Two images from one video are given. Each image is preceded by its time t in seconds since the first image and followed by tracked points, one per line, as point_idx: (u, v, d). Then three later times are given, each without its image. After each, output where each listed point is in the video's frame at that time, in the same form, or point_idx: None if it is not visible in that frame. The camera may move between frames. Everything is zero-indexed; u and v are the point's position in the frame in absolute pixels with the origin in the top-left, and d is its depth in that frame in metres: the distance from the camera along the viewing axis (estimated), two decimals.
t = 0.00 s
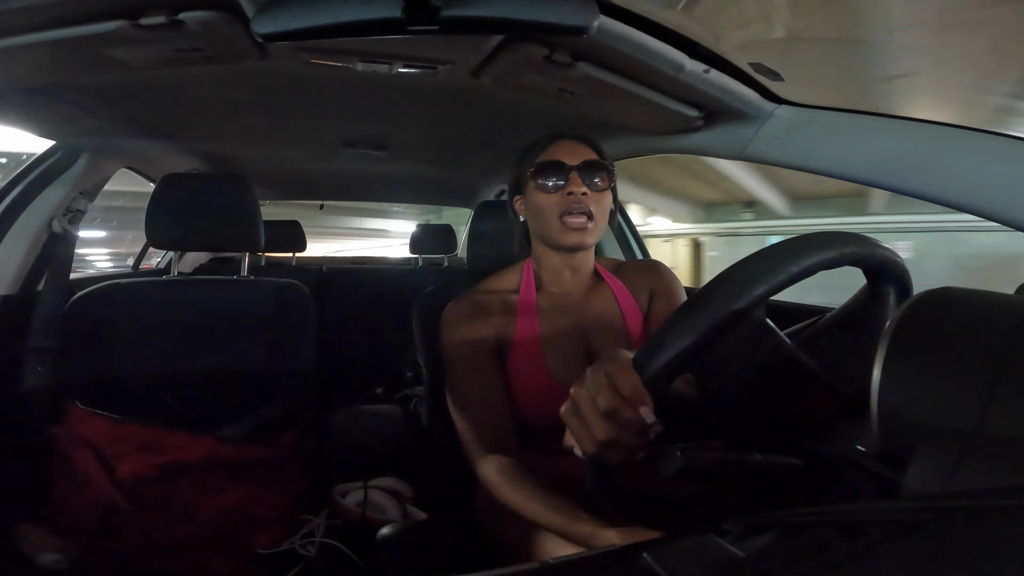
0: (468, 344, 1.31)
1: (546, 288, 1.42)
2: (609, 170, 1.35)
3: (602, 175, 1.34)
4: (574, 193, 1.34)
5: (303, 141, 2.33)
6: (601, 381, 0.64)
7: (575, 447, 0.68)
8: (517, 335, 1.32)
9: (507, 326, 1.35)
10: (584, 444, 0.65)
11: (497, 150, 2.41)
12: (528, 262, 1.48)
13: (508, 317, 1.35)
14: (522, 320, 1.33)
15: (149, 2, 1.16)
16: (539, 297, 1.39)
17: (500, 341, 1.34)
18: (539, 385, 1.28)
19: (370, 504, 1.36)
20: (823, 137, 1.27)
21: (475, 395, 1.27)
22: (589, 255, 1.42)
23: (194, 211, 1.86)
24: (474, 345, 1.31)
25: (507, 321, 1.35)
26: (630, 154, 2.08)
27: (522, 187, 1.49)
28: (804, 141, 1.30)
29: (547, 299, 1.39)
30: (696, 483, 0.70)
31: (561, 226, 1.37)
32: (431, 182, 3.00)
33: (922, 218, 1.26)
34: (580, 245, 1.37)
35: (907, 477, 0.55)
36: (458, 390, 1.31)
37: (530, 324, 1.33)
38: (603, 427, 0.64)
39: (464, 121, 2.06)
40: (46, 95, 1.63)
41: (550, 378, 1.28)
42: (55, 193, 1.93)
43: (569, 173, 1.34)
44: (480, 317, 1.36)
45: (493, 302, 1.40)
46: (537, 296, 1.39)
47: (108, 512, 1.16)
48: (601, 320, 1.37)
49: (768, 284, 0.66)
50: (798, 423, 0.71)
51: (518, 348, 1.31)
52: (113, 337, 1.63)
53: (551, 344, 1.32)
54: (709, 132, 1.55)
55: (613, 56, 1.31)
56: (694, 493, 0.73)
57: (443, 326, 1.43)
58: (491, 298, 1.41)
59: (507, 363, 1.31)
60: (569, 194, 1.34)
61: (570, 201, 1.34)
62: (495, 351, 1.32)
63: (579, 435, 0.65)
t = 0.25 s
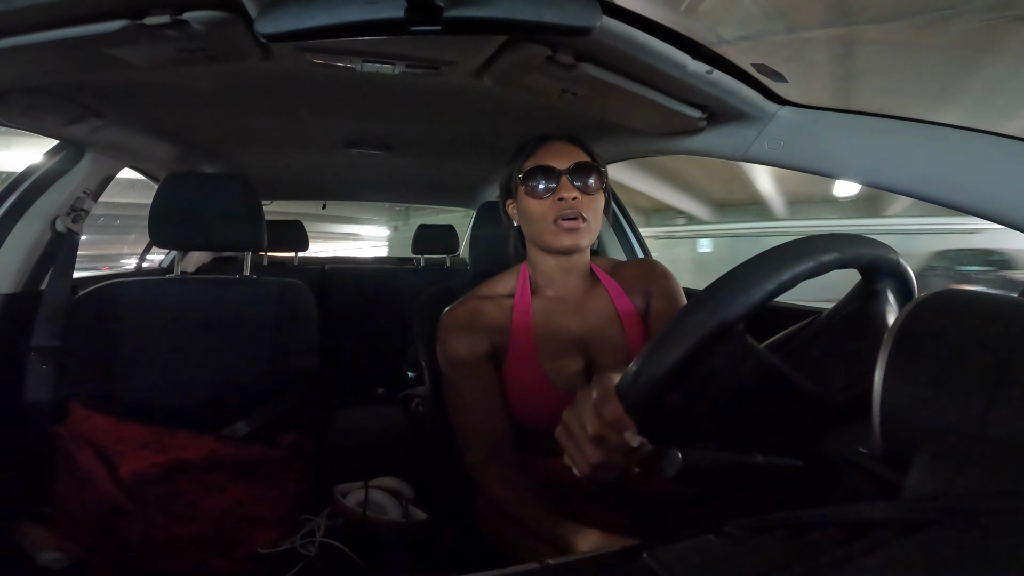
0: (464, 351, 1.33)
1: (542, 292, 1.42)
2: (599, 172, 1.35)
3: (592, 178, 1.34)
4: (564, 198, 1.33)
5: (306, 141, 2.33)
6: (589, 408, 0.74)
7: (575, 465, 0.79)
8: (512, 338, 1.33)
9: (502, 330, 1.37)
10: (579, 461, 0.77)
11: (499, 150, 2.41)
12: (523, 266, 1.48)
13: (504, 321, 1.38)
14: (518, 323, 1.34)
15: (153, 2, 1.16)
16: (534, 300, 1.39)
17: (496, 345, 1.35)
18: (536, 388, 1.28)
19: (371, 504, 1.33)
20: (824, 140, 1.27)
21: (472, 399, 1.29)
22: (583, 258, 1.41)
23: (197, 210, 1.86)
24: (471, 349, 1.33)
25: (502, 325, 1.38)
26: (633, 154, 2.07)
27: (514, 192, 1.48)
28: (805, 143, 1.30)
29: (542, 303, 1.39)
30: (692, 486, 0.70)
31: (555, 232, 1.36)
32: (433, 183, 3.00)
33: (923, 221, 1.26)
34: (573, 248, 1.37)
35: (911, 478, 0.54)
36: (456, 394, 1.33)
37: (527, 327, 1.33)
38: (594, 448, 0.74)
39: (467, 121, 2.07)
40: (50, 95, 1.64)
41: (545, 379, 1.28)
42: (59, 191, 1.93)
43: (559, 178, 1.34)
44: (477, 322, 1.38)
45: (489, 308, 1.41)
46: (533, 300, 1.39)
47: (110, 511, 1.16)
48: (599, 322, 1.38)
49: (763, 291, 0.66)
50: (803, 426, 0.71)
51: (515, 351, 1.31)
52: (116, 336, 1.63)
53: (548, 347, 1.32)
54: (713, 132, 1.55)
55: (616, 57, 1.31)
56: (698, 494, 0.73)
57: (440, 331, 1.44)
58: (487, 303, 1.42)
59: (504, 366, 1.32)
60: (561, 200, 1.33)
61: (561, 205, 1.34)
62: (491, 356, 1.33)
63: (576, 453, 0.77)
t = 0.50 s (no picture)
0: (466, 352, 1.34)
1: (543, 292, 1.39)
2: (599, 172, 1.35)
3: (592, 179, 1.35)
4: (564, 198, 1.33)
5: (306, 141, 2.33)
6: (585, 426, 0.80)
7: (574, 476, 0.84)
8: (513, 338, 1.32)
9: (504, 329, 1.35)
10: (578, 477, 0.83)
11: (500, 150, 2.41)
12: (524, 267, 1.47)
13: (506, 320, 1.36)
14: (518, 322, 1.33)
15: (154, 2, 1.16)
16: (536, 299, 1.37)
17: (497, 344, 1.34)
18: (538, 389, 1.27)
19: (372, 504, 1.32)
20: (824, 140, 1.27)
21: (474, 401, 1.30)
22: (583, 259, 1.41)
23: (199, 210, 1.86)
24: (472, 349, 1.34)
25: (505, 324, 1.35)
26: (634, 154, 2.08)
27: (515, 192, 1.48)
28: (808, 142, 1.30)
29: (544, 303, 1.37)
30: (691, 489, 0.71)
31: (555, 232, 1.36)
32: (434, 182, 3.01)
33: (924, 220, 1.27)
34: (572, 248, 1.36)
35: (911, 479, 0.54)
36: (457, 396, 1.34)
37: (528, 326, 1.32)
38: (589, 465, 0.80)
39: (467, 121, 2.07)
40: (51, 95, 1.64)
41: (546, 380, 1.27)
42: (60, 191, 1.93)
43: (560, 178, 1.34)
44: (478, 322, 1.37)
45: (489, 308, 1.39)
46: (534, 299, 1.37)
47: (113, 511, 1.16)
48: (598, 322, 1.37)
49: (757, 293, 0.66)
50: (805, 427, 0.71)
51: (516, 351, 1.30)
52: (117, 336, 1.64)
53: (549, 348, 1.32)
54: (714, 132, 1.55)
55: (617, 57, 1.31)
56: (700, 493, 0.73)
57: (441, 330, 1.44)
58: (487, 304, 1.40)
59: (505, 367, 1.32)
60: (561, 200, 1.33)
61: (561, 206, 1.34)
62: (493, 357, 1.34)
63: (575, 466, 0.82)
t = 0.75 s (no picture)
0: (466, 352, 1.33)
1: (542, 292, 1.41)
2: (590, 173, 1.34)
3: (583, 179, 1.34)
4: (557, 200, 1.33)
5: (307, 140, 2.34)
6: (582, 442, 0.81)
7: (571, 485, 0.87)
8: (513, 337, 1.32)
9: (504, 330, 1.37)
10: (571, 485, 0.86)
11: (500, 150, 2.41)
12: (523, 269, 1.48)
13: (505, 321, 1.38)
14: (518, 323, 1.34)
15: (156, 1, 1.16)
16: (533, 300, 1.39)
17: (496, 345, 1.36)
18: (539, 390, 1.25)
19: (371, 503, 1.32)
20: (826, 140, 1.26)
21: (476, 401, 1.29)
22: (580, 259, 1.41)
23: (200, 209, 1.86)
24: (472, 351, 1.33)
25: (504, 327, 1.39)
26: (634, 154, 2.08)
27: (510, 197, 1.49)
28: (808, 143, 1.29)
29: (542, 303, 1.39)
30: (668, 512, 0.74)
31: (550, 235, 1.35)
32: (435, 182, 3.02)
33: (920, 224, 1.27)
34: (568, 250, 1.36)
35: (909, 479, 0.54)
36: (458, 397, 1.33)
37: (527, 326, 1.33)
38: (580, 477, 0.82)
39: (469, 121, 2.07)
40: (53, 94, 1.64)
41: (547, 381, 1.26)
42: (62, 190, 1.93)
43: (551, 181, 1.34)
44: (478, 324, 1.37)
45: (489, 310, 1.41)
46: (533, 300, 1.39)
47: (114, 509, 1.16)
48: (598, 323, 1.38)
49: (760, 294, 0.66)
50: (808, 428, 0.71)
51: (515, 351, 1.31)
52: (118, 334, 1.65)
53: (547, 348, 1.33)
54: (715, 132, 1.55)
55: (618, 57, 1.31)
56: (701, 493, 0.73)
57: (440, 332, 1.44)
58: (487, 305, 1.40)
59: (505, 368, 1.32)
60: (553, 203, 1.33)
61: (555, 208, 1.33)
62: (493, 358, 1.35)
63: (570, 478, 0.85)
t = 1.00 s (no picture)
0: (469, 352, 1.34)
1: (543, 291, 1.41)
2: (585, 170, 1.32)
3: (577, 177, 1.32)
4: (552, 199, 1.31)
5: (308, 139, 2.34)
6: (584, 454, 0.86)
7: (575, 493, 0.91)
8: (516, 337, 1.33)
9: (506, 330, 1.37)
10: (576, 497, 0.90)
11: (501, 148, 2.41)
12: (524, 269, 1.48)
13: (507, 319, 1.37)
14: (520, 322, 1.34)
15: None
16: (537, 300, 1.39)
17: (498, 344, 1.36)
18: (541, 388, 1.27)
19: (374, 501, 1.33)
20: (828, 139, 1.27)
21: (481, 400, 1.30)
22: (580, 256, 1.40)
23: (201, 208, 1.87)
24: (475, 351, 1.34)
25: (505, 326, 1.37)
26: (636, 153, 2.08)
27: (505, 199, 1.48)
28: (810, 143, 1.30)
29: (544, 302, 1.39)
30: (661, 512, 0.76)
31: (548, 234, 1.34)
32: (437, 180, 3.01)
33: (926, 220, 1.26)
34: (567, 247, 1.35)
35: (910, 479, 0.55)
36: (462, 396, 1.34)
37: (530, 325, 1.33)
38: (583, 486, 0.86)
39: (471, 120, 2.07)
40: (55, 93, 1.65)
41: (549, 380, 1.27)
42: (64, 189, 1.93)
43: (546, 180, 1.32)
44: (480, 324, 1.37)
45: (491, 308, 1.40)
46: (535, 299, 1.39)
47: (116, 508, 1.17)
48: (599, 321, 1.38)
49: (763, 291, 0.66)
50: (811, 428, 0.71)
51: (518, 350, 1.31)
52: (121, 334, 1.65)
53: (550, 347, 1.34)
54: (717, 130, 1.55)
55: (618, 55, 1.31)
56: (705, 492, 0.72)
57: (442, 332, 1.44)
58: (489, 304, 1.41)
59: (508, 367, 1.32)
60: (549, 202, 1.31)
61: (551, 206, 1.32)
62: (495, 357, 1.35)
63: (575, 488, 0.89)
